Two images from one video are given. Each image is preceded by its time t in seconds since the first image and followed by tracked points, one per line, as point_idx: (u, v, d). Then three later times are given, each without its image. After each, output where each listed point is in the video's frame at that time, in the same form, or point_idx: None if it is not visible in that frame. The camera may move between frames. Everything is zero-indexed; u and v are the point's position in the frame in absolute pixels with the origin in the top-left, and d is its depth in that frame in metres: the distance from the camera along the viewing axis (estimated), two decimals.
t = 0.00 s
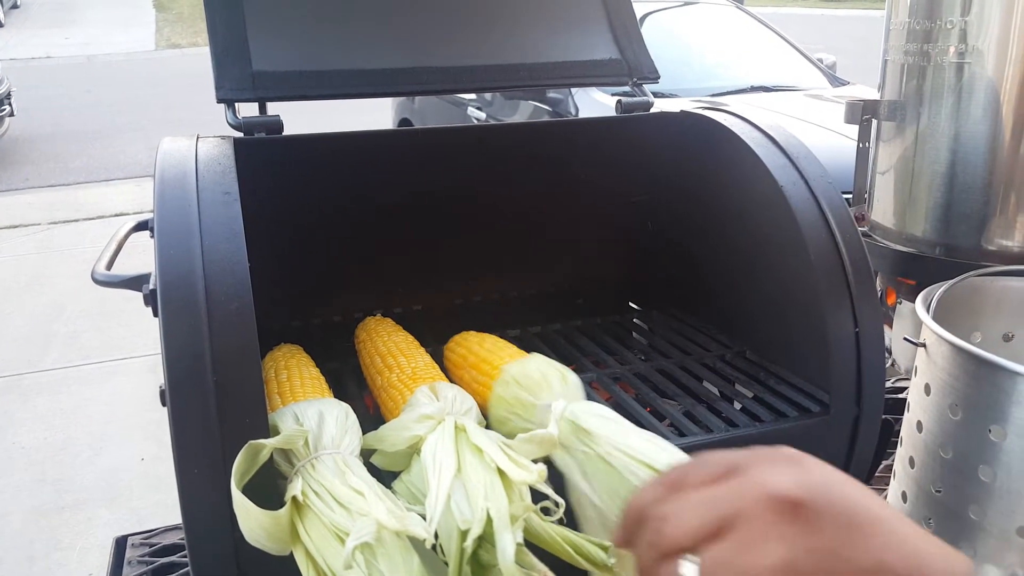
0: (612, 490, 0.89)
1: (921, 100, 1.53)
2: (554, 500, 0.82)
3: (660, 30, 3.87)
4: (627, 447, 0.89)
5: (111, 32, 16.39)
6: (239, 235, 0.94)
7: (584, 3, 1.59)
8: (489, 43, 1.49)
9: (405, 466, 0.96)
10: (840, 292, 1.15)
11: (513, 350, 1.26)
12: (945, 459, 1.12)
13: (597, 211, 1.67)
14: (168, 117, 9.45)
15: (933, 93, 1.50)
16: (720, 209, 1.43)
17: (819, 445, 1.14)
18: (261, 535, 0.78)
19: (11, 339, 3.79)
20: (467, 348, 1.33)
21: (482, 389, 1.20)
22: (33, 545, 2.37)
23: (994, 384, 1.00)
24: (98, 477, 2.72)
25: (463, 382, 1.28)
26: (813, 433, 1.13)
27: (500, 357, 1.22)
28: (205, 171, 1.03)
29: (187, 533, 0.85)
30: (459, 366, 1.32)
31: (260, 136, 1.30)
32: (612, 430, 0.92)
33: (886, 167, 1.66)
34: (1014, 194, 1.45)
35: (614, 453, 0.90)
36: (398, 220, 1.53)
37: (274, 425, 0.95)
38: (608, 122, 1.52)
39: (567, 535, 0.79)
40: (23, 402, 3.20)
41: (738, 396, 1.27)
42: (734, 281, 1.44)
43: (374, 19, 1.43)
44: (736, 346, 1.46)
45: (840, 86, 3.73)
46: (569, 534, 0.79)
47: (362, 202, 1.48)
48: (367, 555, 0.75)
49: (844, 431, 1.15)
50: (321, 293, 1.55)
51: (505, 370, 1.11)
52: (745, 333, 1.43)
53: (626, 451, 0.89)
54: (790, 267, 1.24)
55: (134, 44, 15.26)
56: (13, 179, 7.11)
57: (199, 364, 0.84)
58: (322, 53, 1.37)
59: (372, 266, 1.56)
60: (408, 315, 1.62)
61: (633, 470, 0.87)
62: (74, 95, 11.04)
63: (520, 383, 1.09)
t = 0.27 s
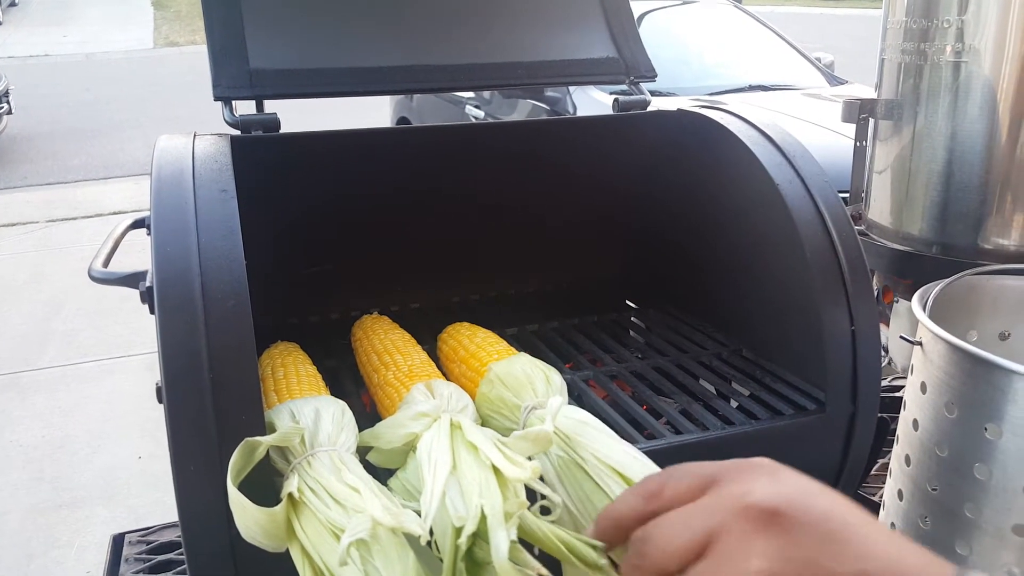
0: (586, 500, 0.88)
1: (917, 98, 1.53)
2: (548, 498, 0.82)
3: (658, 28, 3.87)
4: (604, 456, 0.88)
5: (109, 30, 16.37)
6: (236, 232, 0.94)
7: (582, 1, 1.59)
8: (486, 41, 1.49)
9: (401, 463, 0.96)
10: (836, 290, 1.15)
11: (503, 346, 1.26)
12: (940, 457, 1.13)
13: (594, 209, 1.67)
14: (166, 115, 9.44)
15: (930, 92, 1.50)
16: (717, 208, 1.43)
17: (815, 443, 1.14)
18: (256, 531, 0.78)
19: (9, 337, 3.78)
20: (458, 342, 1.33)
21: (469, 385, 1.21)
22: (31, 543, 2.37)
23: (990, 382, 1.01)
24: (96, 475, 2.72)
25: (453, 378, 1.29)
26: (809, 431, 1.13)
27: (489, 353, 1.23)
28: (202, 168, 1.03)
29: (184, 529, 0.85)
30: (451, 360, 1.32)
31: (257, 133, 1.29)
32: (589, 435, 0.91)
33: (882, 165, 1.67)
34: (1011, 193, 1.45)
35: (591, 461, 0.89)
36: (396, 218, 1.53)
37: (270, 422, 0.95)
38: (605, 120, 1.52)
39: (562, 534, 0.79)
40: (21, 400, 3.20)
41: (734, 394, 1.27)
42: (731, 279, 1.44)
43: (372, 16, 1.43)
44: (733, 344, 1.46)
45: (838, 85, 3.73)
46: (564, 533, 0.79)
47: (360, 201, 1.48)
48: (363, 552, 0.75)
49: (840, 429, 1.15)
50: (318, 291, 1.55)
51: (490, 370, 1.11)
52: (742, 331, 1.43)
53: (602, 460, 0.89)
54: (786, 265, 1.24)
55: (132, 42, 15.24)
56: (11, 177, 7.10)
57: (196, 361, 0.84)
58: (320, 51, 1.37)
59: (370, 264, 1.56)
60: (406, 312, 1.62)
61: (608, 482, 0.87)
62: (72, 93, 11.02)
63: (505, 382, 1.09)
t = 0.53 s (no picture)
0: (578, 502, 0.88)
1: (914, 97, 1.54)
2: (543, 497, 0.82)
3: (656, 27, 3.87)
4: (598, 460, 0.88)
5: (107, 28, 16.35)
6: (232, 231, 0.94)
7: None
8: (483, 40, 1.49)
9: (398, 463, 0.96)
10: (832, 289, 1.15)
11: (500, 346, 1.26)
12: (937, 456, 1.13)
13: (591, 208, 1.67)
14: (164, 114, 9.43)
15: (927, 91, 1.50)
16: (714, 207, 1.43)
17: (811, 441, 1.14)
18: (252, 530, 0.78)
19: (7, 336, 3.78)
20: (454, 340, 1.33)
21: (465, 385, 1.21)
22: (29, 542, 2.37)
23: (986, 380, 1.01)
24: (94, 474, 2.72)
25: (449, 378, 1.29)
26: (805, 429, 1.13)
27: (485, 352, 1.23)
28: (198, 167, 1.03)
29: (180, 528, 0.85)
30: (447, 359, 1.32)
31: (254, 132, 1.29)
32: (584, 437, 0.91)
33: (879, 164, 1.67)
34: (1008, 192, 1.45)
35: (586, 464, 0.89)
36: (393, 217, 1.53)
37: (266, 421, 0.95)
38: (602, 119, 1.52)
39: (559, 533, 0.79)
40: (19, 399, 3.20)
41: (731, 393, 1.27)
42: (728, 278, 1.44)
43: (369, 15, 1.43)
44: (729, 343, 1.46)
45: (836, 84, 3.73)
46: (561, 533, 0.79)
47: (357, 200, 1.48)
48: (359, 550, 0.75)
49: (836, 427, 1.15)
50: (316, 290, 1.55)
51: (485, 370, 1.11)
52: (738, 330, 1.43)
53: (596, 463, 0.88)
54: (783, 264, 1.24)
55: (130, 40, 15.23)
56: (8, 176, 7.09)
57: (192, 360, 0.84)
58: (316, 50, 1.37)
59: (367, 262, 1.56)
60: (403, 312, 1.62)
61: (601, 485, 0.87)
62: (70, 92, 11.01)
63: (501, 382, 1.09)
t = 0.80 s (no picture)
0: (577, 505, 0.88)
1: (913, 99, 1.54)
2: (543, 499, 0.83)
3: (656, 29, 3.87)
4: (597, 463, 0.88)
5: (108, 30, 16.37)
6: (232, 234, 0.94)
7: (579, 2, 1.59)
8: (483, 42, 1.49)
9: (396, 464, 0.96)
10: (831, 290, 1.15)
11: (499, 347, 1.26)
12: (937, 457, 1.13)
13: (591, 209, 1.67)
14: (165, 116, 9.45)
15: (927, 92, 1.51)
16: (713, 208, 1.43)
17: (811, 443, 1.14)
18: (252, 532, 0.78)
19: (8, 338, 3.78)
20: (454, 342, 1.33)
21: (466, 387, 1.21)
22: (30, 544, 2.37)
23: (985, 381, 1.01)
24: (96, 475, 2.73)
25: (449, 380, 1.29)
26: (805, 430, 1.13)
27: (485, 354, 1.23)
28: (198, 169, 1.03)
29: (180, 530, 0.85)
30: (447, 361, 1.32)
31: (254, 135, 1.29)
32: (584, 440, 0.91)
33: (879, 165, 1.67)
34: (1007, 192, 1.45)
35: (585, 467, 0.89)
36: (393, 218, 1.53)
37: (265, 423, 0.95)
38: (602, 121, 1.52)
39: (558, 535, 0.79)
40: (20, 401, 3.20)
41: (731, 394, 1.27)
42: (727, 279, 1.44)
43: (369, 17, 1.43)
44: (729, 344, 1.46)
45: (836, 85, 3.74)
46: (560, 535, 0.79)
47: (357, 202, 1.49)
48: (358, 552, 0.75)
49: (835, 428, 1.15)
50: (316, 292, 1.55)
51: (486, 371, 1.11)
52: (738, 331, 1.43)
53: (596, 466, 0.89)
54: (782, 265, 1.24)
55: (131, 42, 15.25)
56: (10, 178, 7.10)
57: (192, 363, 0.84)
58: (316, 53, 1.38)
59: (367, 264, 1.56)
60: (403, 313, 1.63)
61: (601, 488, 0.87)
62: (71, 94, 11.02)
63: (501, 384, 1.09)
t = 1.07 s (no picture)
0: (574, 507, 0.88)
1: (913, 99, 1.53)
2: (541, 501, 0.82)
3: (657, 30, 3.87)
4: (596, 465, 0.88)
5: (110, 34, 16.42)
6: (229, 236, 0.94)
7: (577, 2, 1.59)
8: (482, 43, 1.49)
9: (395, 466, 0.96)
10: (831, 291, 1.15)
11: (499, 349, 1.26)
12: (937, 458, 1.12)
13: (590, 211, 1.67)
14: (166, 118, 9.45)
15: (927, 92, 1.50)
16: (713, 209, 1.43)
17: (810, 444, 1.14)
18: (248, 535, 0.78)
19: (9, 341, 3.79)
20: (453, 344, 1.33)
21: (465, 388, 1.21)
22: (31, 547, 2.37)
23: (986, 381, 1.01)
24: (97, 478, 2.72)
25: (449, 381, 1.29)
26: (804, 432, 1.13)
27: (484, 355, 1.23)
28: (195, 171, 1.03)
29: (176, 534, 0.85)
30: (446, 362, 1.32)
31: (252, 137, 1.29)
32: (583, 443, 0.91)
33: (879, 165, 1.66)
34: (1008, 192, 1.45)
35: (584, 469, 0.89)
36: (392, 220, 1.53)
37: (263, 426, 0.95)
38: (601, 122, 1.52)
39: (555, 538, 0.79)
40: (22, 404, 3.20)
41: (731, 395, 1.27)
42: (727, 280, 1.44)
43: (367, 18, 1.43)
44: (728, 346, 1.46)
45: (837, 85, 3.73)
46: (558, 537, 0.79)
47: (355, 203, 1.48)
48: (355, 556, 0.75)
49: (836, 429, 1.15)
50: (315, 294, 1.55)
51: (485, 373, 1.10)
52: (738, 332, 1.43)
53: (594, 468, 0.88)
54: (781, 266, 1.24)
55: (133, 45, 15.27)
56: (11, 181, 7.11)
57: (188, 366, 0.84)
58: (315, 54, 1.37)
59: (366, 266, 1.56)
60: (401, 315, 1.62)
61: (599, 491, 0.87)
62: (72, 97, 11.03)
63: (500, 386, 1.09)
